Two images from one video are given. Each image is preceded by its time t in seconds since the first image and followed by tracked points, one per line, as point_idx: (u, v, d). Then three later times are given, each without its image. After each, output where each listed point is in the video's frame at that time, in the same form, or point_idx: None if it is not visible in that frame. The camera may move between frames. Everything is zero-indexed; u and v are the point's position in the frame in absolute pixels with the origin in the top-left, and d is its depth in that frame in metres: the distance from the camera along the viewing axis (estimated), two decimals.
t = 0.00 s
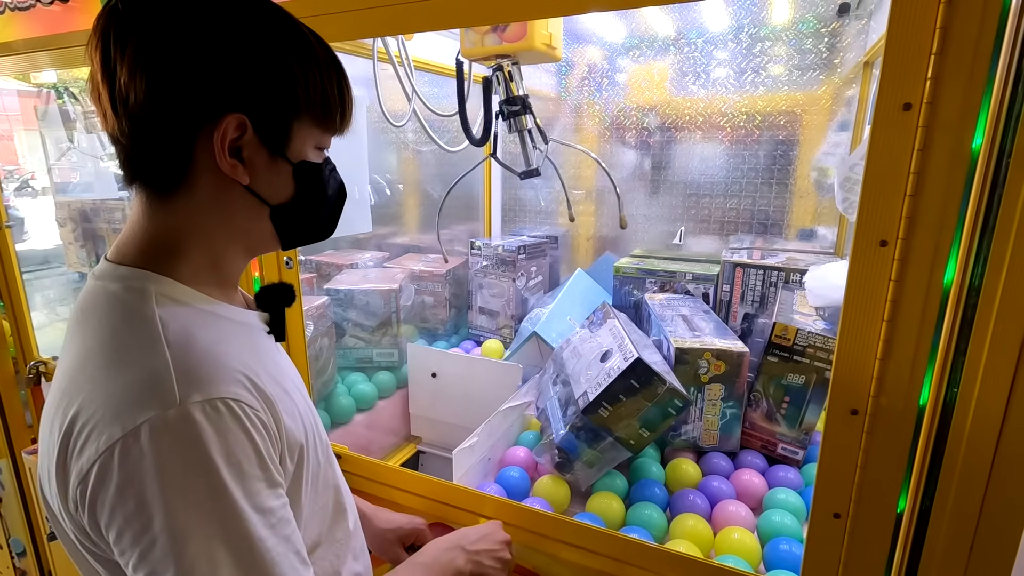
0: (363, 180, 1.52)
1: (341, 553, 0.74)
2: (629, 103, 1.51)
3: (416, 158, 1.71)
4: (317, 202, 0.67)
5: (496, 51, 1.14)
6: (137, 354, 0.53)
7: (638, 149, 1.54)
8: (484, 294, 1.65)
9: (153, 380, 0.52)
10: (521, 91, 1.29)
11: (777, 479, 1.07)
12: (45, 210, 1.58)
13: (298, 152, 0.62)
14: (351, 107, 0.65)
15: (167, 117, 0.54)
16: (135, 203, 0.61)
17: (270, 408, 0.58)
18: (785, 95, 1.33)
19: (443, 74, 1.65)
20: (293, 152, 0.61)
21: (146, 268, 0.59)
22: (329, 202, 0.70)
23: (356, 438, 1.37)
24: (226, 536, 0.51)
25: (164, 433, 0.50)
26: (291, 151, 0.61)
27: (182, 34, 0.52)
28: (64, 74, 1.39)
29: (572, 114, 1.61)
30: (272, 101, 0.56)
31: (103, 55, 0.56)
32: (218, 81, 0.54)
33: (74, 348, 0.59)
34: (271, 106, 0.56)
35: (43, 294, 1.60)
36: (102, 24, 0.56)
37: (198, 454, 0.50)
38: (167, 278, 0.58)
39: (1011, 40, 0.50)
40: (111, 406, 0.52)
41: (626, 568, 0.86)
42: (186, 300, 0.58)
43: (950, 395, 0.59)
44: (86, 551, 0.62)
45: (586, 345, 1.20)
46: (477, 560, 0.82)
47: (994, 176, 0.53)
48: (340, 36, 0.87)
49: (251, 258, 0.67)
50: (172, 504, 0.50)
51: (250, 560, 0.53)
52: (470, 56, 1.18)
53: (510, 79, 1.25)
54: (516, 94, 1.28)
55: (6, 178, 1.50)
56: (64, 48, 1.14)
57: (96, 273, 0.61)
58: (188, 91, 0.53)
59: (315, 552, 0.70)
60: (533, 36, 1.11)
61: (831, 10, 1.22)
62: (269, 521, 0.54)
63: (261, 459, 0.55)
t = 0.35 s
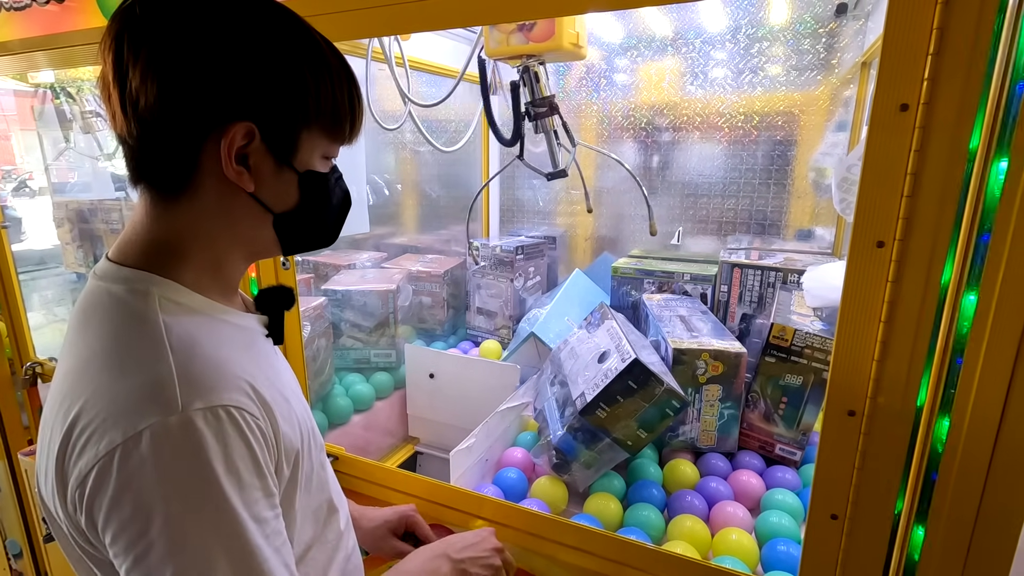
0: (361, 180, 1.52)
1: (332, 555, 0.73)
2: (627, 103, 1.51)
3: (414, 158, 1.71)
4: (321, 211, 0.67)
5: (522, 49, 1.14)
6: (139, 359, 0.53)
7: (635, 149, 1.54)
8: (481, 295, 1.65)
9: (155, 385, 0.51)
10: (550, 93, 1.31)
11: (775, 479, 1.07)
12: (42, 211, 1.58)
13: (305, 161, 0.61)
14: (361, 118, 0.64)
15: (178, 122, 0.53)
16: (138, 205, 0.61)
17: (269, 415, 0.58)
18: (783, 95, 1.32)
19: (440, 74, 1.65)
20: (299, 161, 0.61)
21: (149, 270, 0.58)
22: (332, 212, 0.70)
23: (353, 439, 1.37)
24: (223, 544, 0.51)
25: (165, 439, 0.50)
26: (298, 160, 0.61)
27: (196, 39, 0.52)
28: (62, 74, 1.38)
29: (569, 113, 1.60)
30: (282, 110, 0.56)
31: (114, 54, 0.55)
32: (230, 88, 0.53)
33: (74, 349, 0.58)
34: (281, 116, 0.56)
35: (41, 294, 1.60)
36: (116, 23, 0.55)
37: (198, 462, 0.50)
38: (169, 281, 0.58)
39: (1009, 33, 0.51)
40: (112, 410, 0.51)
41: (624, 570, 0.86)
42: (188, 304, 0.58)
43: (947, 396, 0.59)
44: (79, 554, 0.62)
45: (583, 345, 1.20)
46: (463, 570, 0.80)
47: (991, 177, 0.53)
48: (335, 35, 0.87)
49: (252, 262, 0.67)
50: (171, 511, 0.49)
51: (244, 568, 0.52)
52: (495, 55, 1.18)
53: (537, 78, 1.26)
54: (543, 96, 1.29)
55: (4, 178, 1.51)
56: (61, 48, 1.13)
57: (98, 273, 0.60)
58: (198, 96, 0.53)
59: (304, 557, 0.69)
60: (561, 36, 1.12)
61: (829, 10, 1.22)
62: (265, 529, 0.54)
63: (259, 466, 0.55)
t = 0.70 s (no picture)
0: (360, 181, 1.51)
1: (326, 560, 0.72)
2: (626, 103, 1.51)
3: (414, 158, 1.71)
4: (320, 221, 0.65)
5: (520, 49, 1.14)
6: (125, 367, 0.52)
7: (635, 149, 1.53)
8: (481, 295, 1.64)
9: (139, 395, 0.50)
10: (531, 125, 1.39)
11: (777, 481, 1.06)
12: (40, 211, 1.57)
13: (298, 173, 0.59)
14: (365, 128, 0.62)
15: (169, 125, 0.53)
16: (132, 206, 0.60)
17: (259, 422, 0.57)
18: (784, 94, 1.32)
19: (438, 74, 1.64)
20: (291, 173, 0.58)
21: (139, 274, 0.58)
22: (332, 224, 0.67)
23: (352, 441, 1.36)
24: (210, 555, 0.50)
25: (149, 450, 0.49)
26: (288, 172, 0.58)
27: (188, 40, 0.51)
28: (60, 74, 1.38)
29: (569, 115, 1.61)
30: (272, 121, 0.54)
31: (111, 53, 0.55)
32: (218, 93, 0.52)
33: (63, 356, 0.58)
34: (270, 126, 0.54)
35: (39, 295, 1.59)
36: (115, 22, 0.55)
37: (184, 473, 0.49)
38: (159, 285, 0.57)
39: (1014, 33, 0.49)
40: (97, 420, 0.50)
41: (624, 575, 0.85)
42: (177, 310, 0.57)
43: (952, 399, 0.58)
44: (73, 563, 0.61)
45: (584, 346, 1.19)
46: (447, 556, 0.81)
47: (998, 177, 0.52)
48: (334, 34, 0.86)
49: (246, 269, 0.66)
50: (157, 522, 0.48)
51: None
52: (492, 54, 1.18)
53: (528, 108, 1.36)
54: (526, 125, 1.37)
55: (3, 179, 1.51)
56: (58, 48, 1.13)
57: (88, 277, 0.60)
58: (188, 99, 0.52)
59: (297, 561, 0.68)
60: (558, 36, 1.11)
61: (829, 10, 1.22)
62: (253, 539, 0.53)
63: (247, 475, 0.54)
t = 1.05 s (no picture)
0: (359, 181, 1.51)
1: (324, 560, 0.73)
2: (626, 104, 1.51)
3: (414, 159, 1.71)
4: (316, 231, 0.65)
5: (518, 50, 1.14)
6: (118, 375, 0.52)
7: (635, 149, 1.53)
8: (480, 296, 1.64)
9: (132, 403, 0.51)
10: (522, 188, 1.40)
11: (775, 482, 1.06)
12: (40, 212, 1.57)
13: (291, 181, 0.59)
14: (366, 137, 0.62)
15: (161, 128, 0.53)
16: (128, 208, 0.60)
17: (252, 428, 0.58)
18: (783, 95, 1.32)
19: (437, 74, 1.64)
20: (284, 183, 0.58)
21: (134, 279, 0.58)
22: (330, 230, 0.67)
23: (351, 441, 1.36)
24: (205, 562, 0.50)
25: (141, 460, 0.49)
26: (282, 181, 0.58)
27: (183, 43, 0.51)
28: (60, 74, 1.38)
29: (568, 116, 1.61)
30: (267, 130, 0.54)
31: (106, 53, 0.55)
32: (210, 101, 0.52)
33: (57, 362, 0.58)
34: (263, 136, 0.54)
35: (39, 295, 1.59)
36: (111, 23, 0.55)
37: (177, 482, 0.49)
38: (154, 291, 0.57)
39: (1010, 37, 0.50)
40: (90, 429, 0.50)
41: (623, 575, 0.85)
42: (172, 316, 0.57)
43: (949, 399, 0.58)
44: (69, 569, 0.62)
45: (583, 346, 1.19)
46: (447, 553, 0.81)
47: (993, 178, 0.52)
48: (334, 34, 0.86)
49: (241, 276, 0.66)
50: (150, 531, 0.48)
51: None
52: (491, 55, 1.18)
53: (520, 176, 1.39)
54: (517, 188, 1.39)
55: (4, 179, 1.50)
56: (58, 48, 1.13)
57: (82, 282, 0.60)
58: (179, 104, 0.52)
59: (294, 564, 0.68)
60: (557, 37, 1.11)
61: (829, 10, 1.21)
62: (249, 545, 0.54)
63: (242, 481, 0.54)
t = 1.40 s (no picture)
0: (361, 181, 1.52)
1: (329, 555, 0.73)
2: (626, 103, 1.52)
3: (415, 159, 1.72)
4: (321, 226, 0.65)
5: (520, 50, 1.14)
6: (131, 368, 0.53)
7: (636, 148, 1.54)
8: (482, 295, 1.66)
9: (147, 394, 0.51)
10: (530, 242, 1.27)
11: (775, 480, 1.07)
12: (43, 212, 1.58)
13: (298, 176, 0.59)
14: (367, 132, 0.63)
15: (170, 128, 0.53)
16: (135, 207, 0.61)
17: (263, 419, 0.58)
18: (784, 95, 1.32)
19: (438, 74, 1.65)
20: (292, 177, 0.59)
21: (142, 275, 0.58)
22: (332, 227, 0.68)
23: (353, 439, 1.37)
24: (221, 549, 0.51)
25: (158, 449, 0.50)
26: (290, 175, 0.59)
27: (192, 44, 0.52)
28: (64, 75, 1.39)
29: (570, 116, 1.62)
30: (277, 122, 0.55)
31: (113, 55, 0.56)
32: (221, 97, 0.53)
33: (68, 358, 0.58)
34: (274, 129, 0.55)
35: (42, 295, 1.59)
36: (117, 25, 0.56)
37: (193, 470, 0.50)
38: (163, 287, 0.58)
39: (1008, 37, 0.50)
40: (105, 420, 0.51)
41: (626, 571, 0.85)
42: (181, 311, 0.58)
43: (948, 396, 0.59)
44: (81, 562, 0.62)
45: (597, 352, 1.20)
46: (449, 547, 0.82)
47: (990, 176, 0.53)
48: (336, 34, 0.87)
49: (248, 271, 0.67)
50: (168, 519, 0.49)
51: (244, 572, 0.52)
52: (493, 55, 1.18)
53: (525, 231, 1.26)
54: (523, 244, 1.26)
55: (5, 179, 1.51)
56: (61, 48, 1.14)
57: (90, 279, 0.60)
58: (190, 103, 0.53)
59: (302, 557, 0.69)
60: (558, 37, 1.12)
61: (829, 10, 1.21)
62: (263, 533, 0.54)
63: (255, 470, 0.55)
